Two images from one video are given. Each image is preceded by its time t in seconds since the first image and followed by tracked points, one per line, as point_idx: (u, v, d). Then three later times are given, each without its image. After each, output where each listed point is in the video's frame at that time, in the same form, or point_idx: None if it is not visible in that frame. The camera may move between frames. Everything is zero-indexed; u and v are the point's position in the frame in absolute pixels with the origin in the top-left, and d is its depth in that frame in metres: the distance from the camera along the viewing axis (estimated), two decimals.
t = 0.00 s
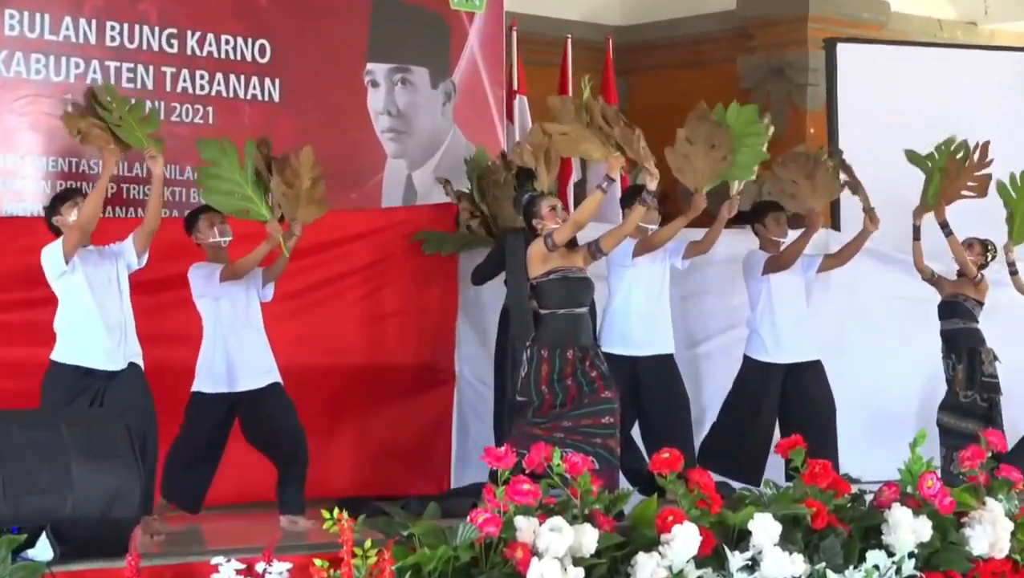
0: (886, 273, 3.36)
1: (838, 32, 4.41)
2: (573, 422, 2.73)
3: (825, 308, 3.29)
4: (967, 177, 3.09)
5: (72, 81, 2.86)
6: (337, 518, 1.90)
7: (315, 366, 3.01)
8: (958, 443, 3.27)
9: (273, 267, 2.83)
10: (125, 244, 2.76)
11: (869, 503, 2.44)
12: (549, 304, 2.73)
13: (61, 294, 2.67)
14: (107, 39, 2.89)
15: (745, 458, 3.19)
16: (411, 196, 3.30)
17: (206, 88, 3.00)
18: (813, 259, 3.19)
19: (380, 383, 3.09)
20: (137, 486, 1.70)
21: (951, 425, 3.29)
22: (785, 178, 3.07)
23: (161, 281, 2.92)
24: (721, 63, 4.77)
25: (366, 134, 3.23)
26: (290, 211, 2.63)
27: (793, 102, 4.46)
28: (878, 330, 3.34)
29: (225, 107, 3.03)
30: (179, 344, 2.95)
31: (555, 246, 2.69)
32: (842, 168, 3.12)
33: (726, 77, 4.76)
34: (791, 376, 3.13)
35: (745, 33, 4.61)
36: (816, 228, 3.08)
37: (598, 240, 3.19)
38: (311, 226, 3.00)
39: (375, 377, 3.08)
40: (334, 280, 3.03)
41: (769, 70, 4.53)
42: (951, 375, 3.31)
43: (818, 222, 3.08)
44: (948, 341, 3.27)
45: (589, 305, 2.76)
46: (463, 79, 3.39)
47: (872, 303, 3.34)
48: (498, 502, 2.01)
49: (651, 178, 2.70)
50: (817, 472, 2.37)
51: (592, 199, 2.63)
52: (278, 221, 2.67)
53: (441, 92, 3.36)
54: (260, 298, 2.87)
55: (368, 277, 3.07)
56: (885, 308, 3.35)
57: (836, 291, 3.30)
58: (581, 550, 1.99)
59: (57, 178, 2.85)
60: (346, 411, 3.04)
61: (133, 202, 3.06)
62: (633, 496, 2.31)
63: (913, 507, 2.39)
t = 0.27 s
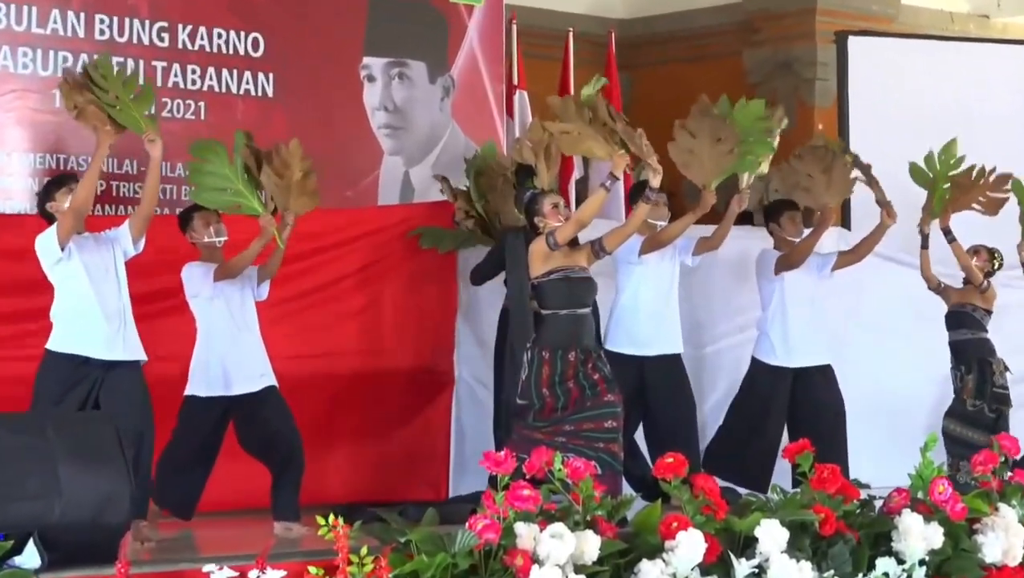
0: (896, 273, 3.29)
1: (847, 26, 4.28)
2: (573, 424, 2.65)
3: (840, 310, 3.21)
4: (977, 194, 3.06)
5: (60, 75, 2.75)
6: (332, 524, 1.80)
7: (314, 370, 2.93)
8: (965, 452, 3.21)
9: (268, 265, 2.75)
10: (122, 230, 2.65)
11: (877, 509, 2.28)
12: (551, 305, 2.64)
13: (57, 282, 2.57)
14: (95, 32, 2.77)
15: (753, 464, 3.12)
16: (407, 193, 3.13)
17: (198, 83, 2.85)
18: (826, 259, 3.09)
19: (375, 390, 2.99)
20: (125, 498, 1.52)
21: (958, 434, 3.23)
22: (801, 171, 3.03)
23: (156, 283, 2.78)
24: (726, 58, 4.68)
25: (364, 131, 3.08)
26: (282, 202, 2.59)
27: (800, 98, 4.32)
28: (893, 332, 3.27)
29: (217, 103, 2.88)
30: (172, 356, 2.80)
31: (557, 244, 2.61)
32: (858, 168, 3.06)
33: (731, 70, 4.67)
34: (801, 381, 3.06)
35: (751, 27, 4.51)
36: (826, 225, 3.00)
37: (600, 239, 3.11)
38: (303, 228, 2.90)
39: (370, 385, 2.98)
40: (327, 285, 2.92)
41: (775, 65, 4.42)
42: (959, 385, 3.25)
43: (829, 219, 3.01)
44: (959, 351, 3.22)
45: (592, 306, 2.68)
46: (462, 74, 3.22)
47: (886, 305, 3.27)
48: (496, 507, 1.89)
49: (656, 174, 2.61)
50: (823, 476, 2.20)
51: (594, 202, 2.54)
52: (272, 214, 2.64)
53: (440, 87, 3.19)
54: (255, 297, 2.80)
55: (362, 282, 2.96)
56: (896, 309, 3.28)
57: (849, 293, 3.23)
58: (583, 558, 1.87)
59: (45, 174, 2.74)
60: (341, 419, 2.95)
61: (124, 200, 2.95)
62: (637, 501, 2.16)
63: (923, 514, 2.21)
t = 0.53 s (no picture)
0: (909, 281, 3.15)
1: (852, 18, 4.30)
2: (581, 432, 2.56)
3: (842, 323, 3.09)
4: (966, 212, 3.16)
5: (46, 69, 2.63)
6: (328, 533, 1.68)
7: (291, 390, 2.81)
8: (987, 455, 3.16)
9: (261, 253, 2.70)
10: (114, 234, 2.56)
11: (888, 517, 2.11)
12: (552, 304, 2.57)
13: (45, 289, 2.50)
14: (82, 24, 2.66)
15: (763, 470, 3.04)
16: (405, 191, 3.04)
17: (188, 77, 2.76)
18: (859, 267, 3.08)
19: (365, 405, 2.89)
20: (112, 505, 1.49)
21: (978, 439, 3.18)
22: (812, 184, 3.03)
23: (151, 290, 2.66)
24: (732, 50, 4.61)
25: (360, 128, 2.99)
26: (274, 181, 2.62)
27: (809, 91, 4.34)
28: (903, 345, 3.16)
29: (208, 97, 2.78)
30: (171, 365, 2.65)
31: (563, 249, 2.55)
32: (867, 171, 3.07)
33: (736, 63, 4.61)
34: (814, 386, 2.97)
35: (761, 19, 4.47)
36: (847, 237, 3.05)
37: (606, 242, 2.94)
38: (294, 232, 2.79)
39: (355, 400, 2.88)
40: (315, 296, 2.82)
41: (784, 58, 4.41)
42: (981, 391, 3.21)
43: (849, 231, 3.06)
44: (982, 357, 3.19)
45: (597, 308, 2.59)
46: (461, 69, 3.13)
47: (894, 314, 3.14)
48: (494, 514, 1.76)
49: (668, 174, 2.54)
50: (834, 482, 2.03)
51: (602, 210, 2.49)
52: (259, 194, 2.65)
53: (438, 81, 3.10)
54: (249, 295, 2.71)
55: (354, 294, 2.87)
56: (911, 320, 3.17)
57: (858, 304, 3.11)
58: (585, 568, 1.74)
59: (29, 172, 2.62)
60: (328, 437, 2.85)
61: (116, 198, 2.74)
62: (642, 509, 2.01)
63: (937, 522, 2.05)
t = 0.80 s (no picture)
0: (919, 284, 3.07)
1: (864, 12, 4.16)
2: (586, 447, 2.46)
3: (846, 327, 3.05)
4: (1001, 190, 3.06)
5: (30, 65, 2.53)
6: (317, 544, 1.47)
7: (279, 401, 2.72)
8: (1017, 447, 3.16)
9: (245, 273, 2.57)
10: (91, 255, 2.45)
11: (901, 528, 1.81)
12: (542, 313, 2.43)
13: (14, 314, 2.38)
14: (68, 18, 2.56)
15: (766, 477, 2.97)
16: (402, 192, 2.97)
17: (177, 73, 2.68)
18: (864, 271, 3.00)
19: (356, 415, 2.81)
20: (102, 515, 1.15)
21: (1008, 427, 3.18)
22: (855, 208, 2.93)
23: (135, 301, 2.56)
24: (739, 46, 4.53)
25: (355, 126, 2.90)
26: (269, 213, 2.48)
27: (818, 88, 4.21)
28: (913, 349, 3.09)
29: (198, 94, 2.70)
30: (148, 364, 2.58)
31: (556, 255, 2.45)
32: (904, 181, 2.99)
33: (744, 59, 4.53)
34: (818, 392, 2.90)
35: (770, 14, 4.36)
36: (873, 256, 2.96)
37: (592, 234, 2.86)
38: (287, 238, 2.70)
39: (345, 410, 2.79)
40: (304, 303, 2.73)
41: (793, 54, 4.28)
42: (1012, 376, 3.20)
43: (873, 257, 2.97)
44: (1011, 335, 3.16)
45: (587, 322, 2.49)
46: (459, 65, 3.04)
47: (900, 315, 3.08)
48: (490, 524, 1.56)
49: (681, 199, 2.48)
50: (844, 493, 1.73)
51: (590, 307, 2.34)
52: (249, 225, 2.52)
53: (435, 78, 3.01)
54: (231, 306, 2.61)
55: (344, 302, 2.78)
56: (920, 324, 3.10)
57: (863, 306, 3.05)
58: None
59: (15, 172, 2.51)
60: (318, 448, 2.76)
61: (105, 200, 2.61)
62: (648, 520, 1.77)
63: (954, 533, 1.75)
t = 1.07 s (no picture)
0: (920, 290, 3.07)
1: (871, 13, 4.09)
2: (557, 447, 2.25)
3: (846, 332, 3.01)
4: None
5: (14, 67, 2.46)
6: (311, 558, 1.43)
7: (269, 409, 2.61)
8: None
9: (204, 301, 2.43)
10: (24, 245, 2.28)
11: (910, 542, 1.72)
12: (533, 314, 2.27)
13: None
14: (53, 18, 2.49)
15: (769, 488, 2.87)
16: (396, 196, 2.89)
17: (165, 75, 2.60)
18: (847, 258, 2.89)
19: (349, 423, 2.71)
20: (88, 525, 1.31)
21: None
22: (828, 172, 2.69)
23: (99, 307, 2.42)
24: (742, 46, 4.46)
25: (349, 129, 2.82)
26: (228, 260, 2.27)
27: (825, 91, 4.17)
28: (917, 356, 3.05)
29: (187, 96, 2.63)
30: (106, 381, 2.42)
31: (536, 240, 2.31)
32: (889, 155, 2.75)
33: (748, 60, 4.45)
34: (828, 402, 2.81)
35: (775, 12, 4.30)
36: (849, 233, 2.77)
37: (581, 239, 2.75)
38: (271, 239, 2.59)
39: (337, 419, 2.69)
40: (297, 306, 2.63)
41: (799, 55, 4.21)
42: None
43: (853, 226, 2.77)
44: None
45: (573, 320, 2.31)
46: (455, 65, 2.96)
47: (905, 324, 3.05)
48: (492, 540, 1.52)
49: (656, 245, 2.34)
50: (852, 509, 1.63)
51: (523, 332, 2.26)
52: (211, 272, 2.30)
53: (431, 79, 2.94)
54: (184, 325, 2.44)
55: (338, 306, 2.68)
56: (924, 331, 3.06)
57: (869, 310, 3.02)
58: None
59: None
60: (309, 458, 2.66)
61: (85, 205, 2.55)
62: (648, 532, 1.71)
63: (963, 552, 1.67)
